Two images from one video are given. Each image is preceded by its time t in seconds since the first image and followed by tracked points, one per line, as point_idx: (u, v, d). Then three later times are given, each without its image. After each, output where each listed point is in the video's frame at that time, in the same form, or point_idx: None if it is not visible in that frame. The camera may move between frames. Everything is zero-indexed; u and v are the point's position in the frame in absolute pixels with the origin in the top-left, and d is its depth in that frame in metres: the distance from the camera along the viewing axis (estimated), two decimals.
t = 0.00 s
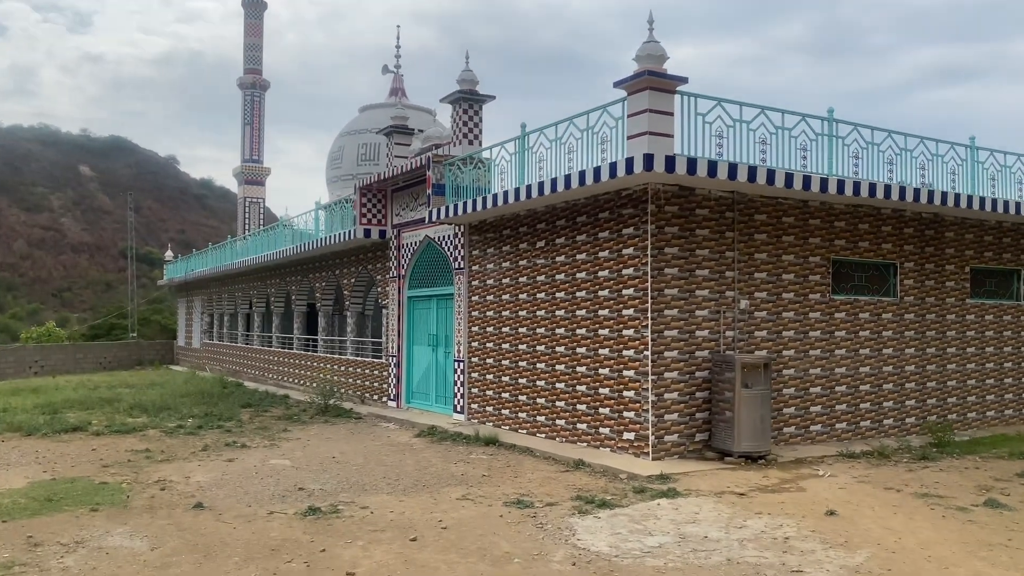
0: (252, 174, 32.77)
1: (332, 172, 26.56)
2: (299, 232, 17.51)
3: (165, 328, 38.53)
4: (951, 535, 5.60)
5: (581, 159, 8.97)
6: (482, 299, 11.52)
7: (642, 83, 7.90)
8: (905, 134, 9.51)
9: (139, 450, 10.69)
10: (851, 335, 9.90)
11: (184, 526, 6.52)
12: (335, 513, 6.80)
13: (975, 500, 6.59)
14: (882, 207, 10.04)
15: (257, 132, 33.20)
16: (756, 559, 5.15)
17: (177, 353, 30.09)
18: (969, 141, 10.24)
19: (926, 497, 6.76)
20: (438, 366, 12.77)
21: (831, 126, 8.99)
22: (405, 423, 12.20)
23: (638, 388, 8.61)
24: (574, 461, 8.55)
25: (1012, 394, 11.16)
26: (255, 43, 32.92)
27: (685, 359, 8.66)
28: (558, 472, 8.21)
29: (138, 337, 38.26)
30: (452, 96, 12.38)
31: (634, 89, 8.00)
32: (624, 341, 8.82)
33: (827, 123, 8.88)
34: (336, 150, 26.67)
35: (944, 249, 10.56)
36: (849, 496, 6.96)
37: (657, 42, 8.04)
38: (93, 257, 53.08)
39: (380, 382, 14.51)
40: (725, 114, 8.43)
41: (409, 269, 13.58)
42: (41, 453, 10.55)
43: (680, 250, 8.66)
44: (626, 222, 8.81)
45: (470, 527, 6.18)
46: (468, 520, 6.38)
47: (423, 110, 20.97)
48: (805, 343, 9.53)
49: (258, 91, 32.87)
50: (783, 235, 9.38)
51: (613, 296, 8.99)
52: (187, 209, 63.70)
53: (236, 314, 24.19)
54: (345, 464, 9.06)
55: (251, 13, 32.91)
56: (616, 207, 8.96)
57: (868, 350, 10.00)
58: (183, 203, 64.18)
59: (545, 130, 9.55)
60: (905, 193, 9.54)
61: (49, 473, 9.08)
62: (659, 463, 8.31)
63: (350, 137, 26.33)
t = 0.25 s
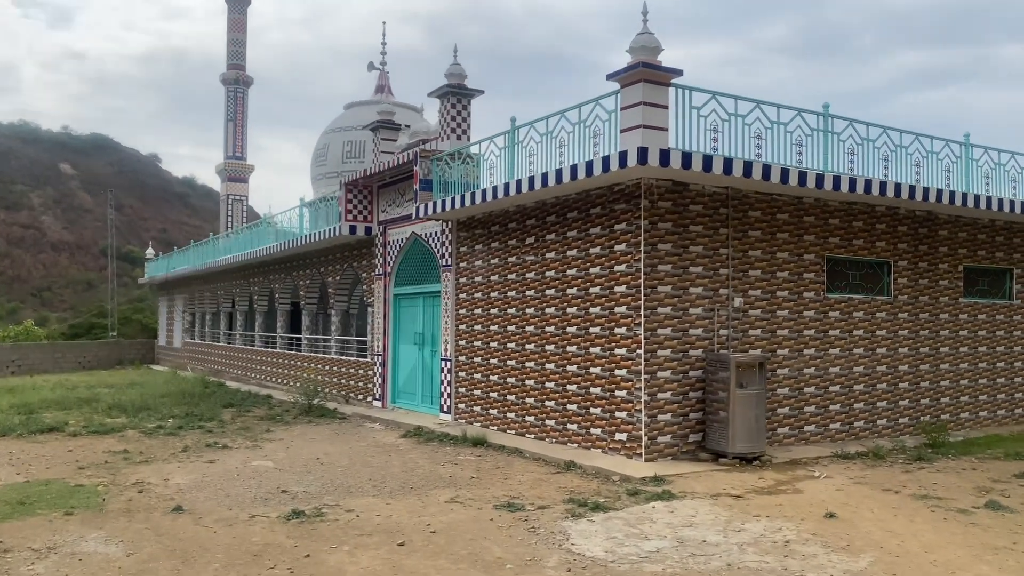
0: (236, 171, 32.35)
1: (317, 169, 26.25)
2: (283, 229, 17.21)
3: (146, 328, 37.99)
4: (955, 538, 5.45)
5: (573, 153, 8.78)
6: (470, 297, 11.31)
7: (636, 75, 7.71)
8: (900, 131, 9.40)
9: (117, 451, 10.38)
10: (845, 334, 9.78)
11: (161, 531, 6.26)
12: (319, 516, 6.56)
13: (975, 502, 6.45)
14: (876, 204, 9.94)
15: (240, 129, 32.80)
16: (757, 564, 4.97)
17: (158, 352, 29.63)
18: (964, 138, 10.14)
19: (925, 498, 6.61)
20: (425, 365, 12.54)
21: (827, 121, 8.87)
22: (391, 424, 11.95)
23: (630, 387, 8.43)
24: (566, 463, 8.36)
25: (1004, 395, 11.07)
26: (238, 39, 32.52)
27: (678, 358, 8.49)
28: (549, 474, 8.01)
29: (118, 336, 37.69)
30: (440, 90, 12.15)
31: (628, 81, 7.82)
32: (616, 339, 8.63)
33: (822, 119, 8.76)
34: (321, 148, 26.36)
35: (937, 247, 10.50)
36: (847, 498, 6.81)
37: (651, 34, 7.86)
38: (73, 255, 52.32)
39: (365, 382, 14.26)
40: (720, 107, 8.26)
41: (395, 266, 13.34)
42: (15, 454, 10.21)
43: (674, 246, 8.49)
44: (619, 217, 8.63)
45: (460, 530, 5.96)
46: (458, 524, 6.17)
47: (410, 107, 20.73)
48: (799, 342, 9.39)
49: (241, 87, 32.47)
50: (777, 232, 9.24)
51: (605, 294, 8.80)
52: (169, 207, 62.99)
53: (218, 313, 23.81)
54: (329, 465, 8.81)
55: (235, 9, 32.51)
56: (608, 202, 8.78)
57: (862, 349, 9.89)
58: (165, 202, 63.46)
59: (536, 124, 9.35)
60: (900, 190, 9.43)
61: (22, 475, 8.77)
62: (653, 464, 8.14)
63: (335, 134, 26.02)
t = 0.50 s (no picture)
0: (216, 170, 31.89)
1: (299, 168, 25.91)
2: (264, 228, 16.90)
3: (124, 328, 37.40)
4: (955, 547, 5.31)
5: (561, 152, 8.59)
6: (455, 298, 11.10)
7: (627, 71, 7.53)
8: (893, 131, 9.27)
9: (91, 456, 10.06)
10: (835, 337, 9.67)
11: (134, 542, 5.99)
12: (300, 525, 6.32)
13: (972, 509, 6.33)
14: (867, 206, 9.84)
15: (221, 127, 32.36)
16: None
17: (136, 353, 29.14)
18: (956, 139, 10.04)
19: (921, 505, 6.48)
20: (408, 368, 12.31)
21: (819, 121, 8.72)
22: (373, 427, 11.72)
23: (619, 391, 8.25)
24: (554, 468, 8.17)
25: (993, 397, 11.09)
26: (219, 36, 32.09)
27: (668, 361, 8.32)
28: (537, 480, 7.82)
29: (96, 336, 37.08)
30: (425, 87, 11.93)
31: (619, 78, 7.64)
32: (605, 342, 8.46)
33: (815, 118, 8.61)
34: (303, 146, 26.02)
35: (927, 249, 10.45)
36: (842, 505, 6.67)
37: (643, 30, 7.69)
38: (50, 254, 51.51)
39: (348, 384, 14.00)
40: (712, 105, 8.08)
41: (379, 266, 13.10)
42: None
43: (665, 247, 8.33)
44: (608, 217, 8.45)
45: (447, 541, 5.75)
46: (445, 534, 5.95)
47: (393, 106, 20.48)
48: (789, 345, 9.26)
49: (222, 84, 32.03)
50: (768, 233, 9.10)
51: (594, 296, 8.62)
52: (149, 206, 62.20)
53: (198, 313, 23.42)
54: (311, 471, 8.56)
55: (216, 5, 32.06)
56: (597, 201, 8.60)
57: (852, 352, 9.79)
58: (144, 200, 62.65)
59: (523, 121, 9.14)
60: (891, 192, 9.32)
61: None
62: (643, 469, 7.97)
63: (317, 132, 25.69)
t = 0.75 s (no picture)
0: (196, 168, 31.42)
1: (280, 166, 25.58)
2: (244, 226, 16.59)
3: (100, 327, 36.79)
4: (955, 553, 5.20)
5: (550, 149, 8.42)
6: (440, 298, 10.91)
7: (619, 67, 7.38)
8: (883, 130, 9.19)
9: (65, 460, 9.74)
10: (825, 338, 9.58)
11: (108, 552, 5.74)
12: (282, 533, 6.10)
13: (968, 513, 6.24)
14: (857, 206, 9.76)
15: (201, 124, 31.92)
16: None
17: (112, 353, 28.62)
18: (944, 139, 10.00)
19: (917, 510, 6.39)
20: (392, 369, 12.10)
21: (810, 119, 8.62)
22: (356, 429, 11.49)
23: (609, 393, 8.10)
24: (542, 472, 8.00)
25: (980, 398, 11.09)
26: (200, 32, 31.65)
27: (658, 362, 8.18)
28: (525, 484, 7.65)
29: (72, 336, 36.45)
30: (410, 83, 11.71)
31: (610, 74, 7.49)
32: (594, 343, 8.30)
33: (806, 117, 8.50)
34: (284, 145, 25.70)
35: (915, 250, 10.42)
36: (837, 509, 6.57)
37: (634, 25, 7.54)
38: (25, 252, 50.62)
39: (330, 385, 13.75)
40: (704, 103, 7.93)
41: (362, 266, 12.88)
42: None
43: (655, 247, 8.19)
44: (597, 216, 8.30)
45: (435, 549, 5.56)
46: (432, 541, 5.77)
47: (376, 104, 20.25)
48: (779, 346, 9.16)
49: (201, 81, 31.58)
50: (758, 233, 8.99)
51: (583, 296, 8.47)
52: (127, 204, 61.37)
53: (176, 313, 23.02)
54: (293, 475, 8.33)
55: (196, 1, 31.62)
56: (586, 200, 8.45)
57: (842, 353, 9.71)
58: (122, 198, 61.80)
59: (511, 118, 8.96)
60: (881, 192, 9.25)
61: None
62: (633, 473, 7.82)
63: (299, 130, 25.38)
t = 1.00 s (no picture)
0: (174, 165, 30.90)
1: (260, 164, 25.20)
2: (224, 223, 16.29)
3: (76, 327, 36.16)
4: (955, 557, 5.10)
5: (539, 145, 8.25)
6: (426, 297, 10.71)
7: (610, 61, 7.22)
8: (874, 129, 9.09)
9: (37, 463, 9.43)
10: (815, 337, 9.50)
11: (80, 559, 5.49)
12: (264, 539, 5.89)
13: (965, 515, 6.16)
14: (847, 204, 9.69)
15: (180, 121, 31.43)
16: None
17: (88, 353, 28.09)
18: (934, 138, 9.94)
19: (913, 512, 6.30)
20: (375, 369, 11.88)
21: (802, 117, 8.52)
22: (338, 431, 11.25)
23: (599, 393, 7.95)
24: (531, 474, 7.83)
25: (967, 399, 11.08)
26: (179, 28, 31.18)
27: (649, 362, 8.05)
28: (513, 487, 7.48)
29: (46, 336, 35.78)
30: (395, 78, 11.52)
31: (601, 68, 7.33)
32: (584, 342, 8.16)
33: (798, 114, 8.39)
34: (264, 142, 25.33)
35: (905, 249, 10.38)
36: (832, 511, 6.46)
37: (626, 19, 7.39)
38: None
39: (311, 386, 13.49)
40: (695, 98, 7.76)
41: (345, 264, 12.65)
42: None
43: (646, 245, 8.05)
44: (587, 213, 8.15)
45: (423, 555, 5.38)
46: (420, 547, 5.58)
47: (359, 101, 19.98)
48: (770, 346, 9.05)
49: (180, 78, 31.12)
50: (749, 231, 8.87)
51: (572, 294, 8.31)
52: (103, 202, 60.47)
53: (154, 312, 22.62)
54: (275, 478, 8.10)
55: None
56: (576, 196, 8.29)
57: (831, 353, 9.63)
58: (98, 196, 60.88)
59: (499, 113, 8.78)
60: (872, 190, 9.16)
61: None
62: (623, 474, 7.67)
63: (279, 127, 25.03)
